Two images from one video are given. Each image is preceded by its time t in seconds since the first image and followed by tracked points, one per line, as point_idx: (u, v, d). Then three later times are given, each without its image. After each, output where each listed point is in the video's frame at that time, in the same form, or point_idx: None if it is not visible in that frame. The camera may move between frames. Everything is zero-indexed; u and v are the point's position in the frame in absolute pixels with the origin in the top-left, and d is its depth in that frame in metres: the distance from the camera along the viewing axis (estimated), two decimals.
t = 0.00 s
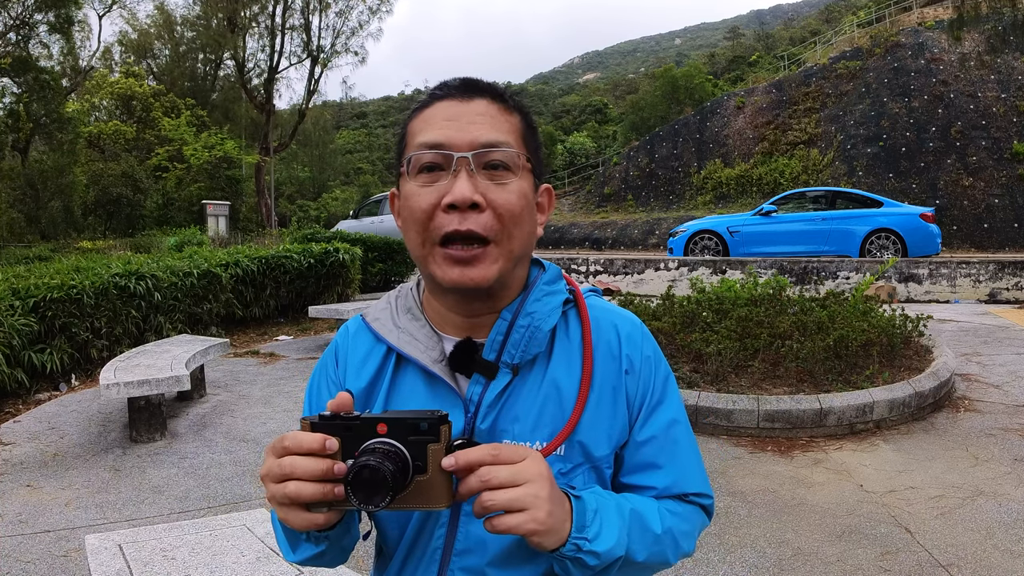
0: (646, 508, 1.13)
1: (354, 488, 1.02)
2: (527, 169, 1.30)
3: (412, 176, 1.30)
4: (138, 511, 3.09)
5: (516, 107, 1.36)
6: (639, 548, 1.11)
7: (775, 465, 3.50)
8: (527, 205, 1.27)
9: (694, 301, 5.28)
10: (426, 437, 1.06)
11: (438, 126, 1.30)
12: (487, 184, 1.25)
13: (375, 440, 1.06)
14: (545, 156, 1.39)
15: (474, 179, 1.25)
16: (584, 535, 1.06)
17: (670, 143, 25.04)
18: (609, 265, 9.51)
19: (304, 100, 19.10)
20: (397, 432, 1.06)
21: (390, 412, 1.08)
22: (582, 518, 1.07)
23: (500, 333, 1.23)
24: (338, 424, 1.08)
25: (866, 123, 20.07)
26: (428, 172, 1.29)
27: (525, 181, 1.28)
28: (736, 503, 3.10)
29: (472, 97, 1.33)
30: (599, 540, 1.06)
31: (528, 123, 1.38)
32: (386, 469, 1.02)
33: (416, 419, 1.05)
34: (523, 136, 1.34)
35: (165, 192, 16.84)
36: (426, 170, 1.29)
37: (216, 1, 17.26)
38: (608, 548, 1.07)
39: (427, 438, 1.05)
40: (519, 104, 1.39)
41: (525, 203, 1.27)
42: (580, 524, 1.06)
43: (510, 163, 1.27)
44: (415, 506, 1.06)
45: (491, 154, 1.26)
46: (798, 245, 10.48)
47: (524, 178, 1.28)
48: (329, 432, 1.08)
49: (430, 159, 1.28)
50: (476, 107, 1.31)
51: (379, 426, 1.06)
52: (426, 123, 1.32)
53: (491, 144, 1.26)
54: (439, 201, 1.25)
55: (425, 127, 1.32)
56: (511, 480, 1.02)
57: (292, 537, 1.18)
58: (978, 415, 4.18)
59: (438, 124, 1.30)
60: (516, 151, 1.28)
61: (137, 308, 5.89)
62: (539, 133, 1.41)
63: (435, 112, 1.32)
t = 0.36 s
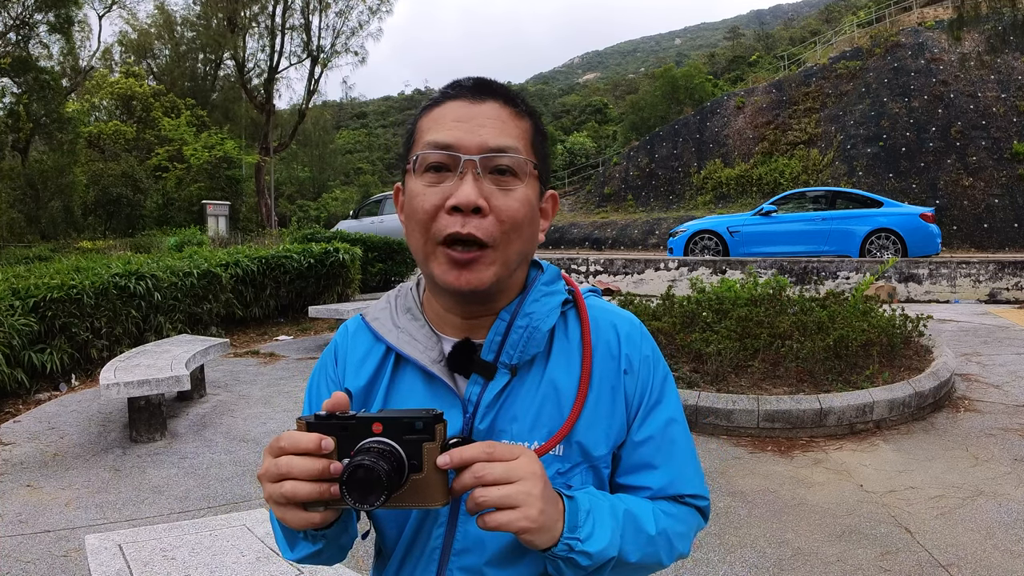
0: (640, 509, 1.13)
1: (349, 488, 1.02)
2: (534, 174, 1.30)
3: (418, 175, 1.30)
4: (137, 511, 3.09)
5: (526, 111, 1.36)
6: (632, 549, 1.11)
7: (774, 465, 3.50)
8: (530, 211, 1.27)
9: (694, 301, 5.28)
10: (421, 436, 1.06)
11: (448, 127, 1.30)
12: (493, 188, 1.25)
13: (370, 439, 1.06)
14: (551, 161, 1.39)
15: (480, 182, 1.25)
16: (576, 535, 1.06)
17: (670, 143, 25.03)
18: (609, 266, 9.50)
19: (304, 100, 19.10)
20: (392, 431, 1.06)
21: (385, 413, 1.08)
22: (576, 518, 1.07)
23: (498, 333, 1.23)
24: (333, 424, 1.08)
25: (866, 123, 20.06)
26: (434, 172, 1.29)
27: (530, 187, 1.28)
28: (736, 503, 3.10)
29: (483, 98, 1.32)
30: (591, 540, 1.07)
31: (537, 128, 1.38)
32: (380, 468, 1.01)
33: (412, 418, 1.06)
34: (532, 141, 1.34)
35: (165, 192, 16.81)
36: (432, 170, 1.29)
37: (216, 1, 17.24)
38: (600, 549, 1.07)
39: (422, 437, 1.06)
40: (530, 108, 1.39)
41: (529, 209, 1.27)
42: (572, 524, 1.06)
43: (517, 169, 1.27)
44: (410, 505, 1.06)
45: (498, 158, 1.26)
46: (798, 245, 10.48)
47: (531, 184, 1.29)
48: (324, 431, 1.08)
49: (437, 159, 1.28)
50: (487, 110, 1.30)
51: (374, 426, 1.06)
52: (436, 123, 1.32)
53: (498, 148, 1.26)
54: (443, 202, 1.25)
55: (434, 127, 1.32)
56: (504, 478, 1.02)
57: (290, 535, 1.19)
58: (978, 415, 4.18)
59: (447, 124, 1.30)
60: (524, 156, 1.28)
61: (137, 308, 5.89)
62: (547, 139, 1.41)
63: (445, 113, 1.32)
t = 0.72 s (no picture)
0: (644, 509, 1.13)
1: (359, 511, 1.02)
2: (516, 164, 1.29)
3: (401, 175, 1.30)
4: (137, 511, 3.09)
5: (505, 104, 1.36)
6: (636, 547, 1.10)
7: (774, 465, 3.51)
8: (515, 201, 1.27)
9: (694, 301, 5.29)
10: (431, 457, 1.06)
11: (425, 124, 1.30)
12: (473, 179, 1.25)
13: (379, 460, 1.06)
14: (536, 153, 1.39)
15: (460, 175, 1.25)
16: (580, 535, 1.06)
17: (670, 143, 25.03)
18: (609, 265, 9.50)
19: (304, 100, 19.12)
20: (401, 451, 1.06)
21: (393, 431, 1.08)
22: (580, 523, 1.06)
23: (493, 331, 1.23)
24: (341, 443, 1.07)
25: (866, 123, 20.07)
26: (416, 170, 1.29)
27: (513, 176, 1.28)
28: (736, 503, 3.10)
29: (458, 96, 1.34)
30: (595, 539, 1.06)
31: (518, 119, 1.37)
32: (390, 492, 1.02)
33: (422, 439, 1.06)
34: (512, 132, 1.34)
35: (165, 192, 16.80)
36: (414, 169, 1.29)
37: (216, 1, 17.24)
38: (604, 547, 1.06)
39: (432, 457, 1.06)
40: (509, 101, 1.39)
41: (512, 200, 1.27)
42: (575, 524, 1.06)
43: (496, 159, 1.27)
44: (420, 524, 1.08)
45: (476, 150, 1.26)
46: (798, 245, 10.48)
47: (513, 174, 1.28)
48: (332, 450, 1.07)
49: (418, 156, 1.28)
50: (463, 105, 1.31)
51: (383, 446, 1.06)
52: (414, 122, 1.33)
53: (476, 139, 1.27)
54: (427, 198, 1.25)
55: (412, 127, 1.33)
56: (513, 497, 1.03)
57: (294, 547, 1.18)
58: (978, 415, 4.18)
59: (424, 122, 1.30)
60: (503, 146, 1.28)
61: (137, 308, 5.89)
62: (531, 130, 1.41)
63: (422, 112, 1.33)
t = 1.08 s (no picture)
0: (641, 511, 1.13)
1: (358, 511, 1.03)
2: (519, 165, 1.29)
3: (403, 174, 1.30)
4: (137, 511, 3.09)
5: (508, 104, 1.36)
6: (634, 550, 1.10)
7: (774, 465, 3.50)
8: (517, 203, 1.27)
9: (694, 301, 5.29)
10: (430, 456, 1.06)
11: (428, 124, 1.30)
12: (475, 179, 1.25)
13: (378, 460, 1.06)
14: (538, 154, 1.39)
15: (462, 176, 1.25)
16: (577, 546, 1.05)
17: (670, 143, 25.03)
18: (609, 265, 9.50)
19: (304, 100, 19.14)
20: (401, 450, 1.06)
21: (392, 431, 1.08)
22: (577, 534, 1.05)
23: (494, 331, 1.23)
24: (340, 442, 1.07)
25: (866, 123, 20.07)
26: (418, 170, 1.29)
27: (516, 177, 1.28)
28: (736, 503, 3.10)
29: (462, 95, 1.33)
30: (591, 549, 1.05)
31: (521, 119, 1.37)
32: (390, 491, 1.02)
33: (421, 438, 1.06)
34: (515, 131, 1.34)
35: (165, 192, 16.80)
36: (416, 168, 1.29)
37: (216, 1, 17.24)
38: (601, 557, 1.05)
39: (432, 457, 1.06)
40: (512, 102, 1.39)
41: (515, 201, 1.27)
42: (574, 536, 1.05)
43: (499, 160, 1.27)
44: (419, 524, 1.07)
45: (479, 150, 1.27)
46: (798, 245, 10.48)
47: (515, 175, 1.28)
48: (332, 449, 1.07)
49: (420, 156, 1.28)
50: (467, 105, 1.31)
51: (383, 445, 1.06)
52: (417, 121, 1.33)
53: (479, 139, 1.27)
54: (429, 197, 1.25)
55: (415, 126, 1.33)
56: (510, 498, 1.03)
57: (293, 548, 1.18)
58: (978, 415, 4.18)
59: (428, 122, 1.31)
60: (506, 146, 1.28)
61: (137, 308, 5.89)
62: (533, 132, 1.41)
63: (425, 111, 1.33)
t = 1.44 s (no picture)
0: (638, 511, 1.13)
1: (360, 508, 1.03)
2: (520, 166, 1.29)
3: (404, 175, 1.30)
4: (137, 511, 3.09)
5: (509, 105, 1.36)
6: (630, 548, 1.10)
7: (775, 465, 3.50)
8: (518, 204, 1.27)
9: (694, 301, 5.29)
10: (431, 453, 1.06)
11: (430, 123, 1.30)
12: (476, 182, 1.25)
13: (380, 457, 1.06)
14: (539, 155, 1.39)
15: (464, 177, 1.25)
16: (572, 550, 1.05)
17: (670, 143, 25.03)
18: (609, 265, 9.50)
19: (304, 100, 19.15)
20: (402, 448, 1.06)
21: (393, 429, 1.08)
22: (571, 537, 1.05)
23: (494, 331, 1.23)
24: (341, 439, 1.07)
25: (866, 123, 20.07)
26: (419, 171, 1.29)
27: (516, 179, 1.28)
28: (736, 503, 3.10)
29: (463, 96, 1.33)
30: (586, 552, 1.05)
31: (522, 120, 1.37)
32: (391, 488, 1.02)
33: (422, 436, 1.06)
34: (516, 133, 1.34)
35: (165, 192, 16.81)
36: (417, 169, 1.29)
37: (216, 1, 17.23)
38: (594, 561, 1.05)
39: (433, 454, 1.06)
40: (514, 102, 1.39)
41: (516, 203, 1.27)
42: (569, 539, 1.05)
43: (500, 161, 1.27)
44: (420, 521, 1.07)
45: (481, 152, 1.27)
46: (798, 245, 10.49)
47: (516, 176, 1.28)
48: (333, 447, 1.07)
49: (421, 157, 1.28)
50: (468, 106, 1.31)
51: (384, 443, 1.06)
52: (418, 121, 1.33)
53: (481, 140, 1.27)
54: (430, 198, 1.25)
55: (416, 126, 1.33)
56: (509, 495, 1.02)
57: (293, 547, 1.18)
58: (978, 415, 4.18)
59: (429, 121, 1.30)
60: (507, 148, 1.28)
61: (137, 308, 5.89)
62: (534, 133, 1.41)
63: (427, 111, 1.33)
